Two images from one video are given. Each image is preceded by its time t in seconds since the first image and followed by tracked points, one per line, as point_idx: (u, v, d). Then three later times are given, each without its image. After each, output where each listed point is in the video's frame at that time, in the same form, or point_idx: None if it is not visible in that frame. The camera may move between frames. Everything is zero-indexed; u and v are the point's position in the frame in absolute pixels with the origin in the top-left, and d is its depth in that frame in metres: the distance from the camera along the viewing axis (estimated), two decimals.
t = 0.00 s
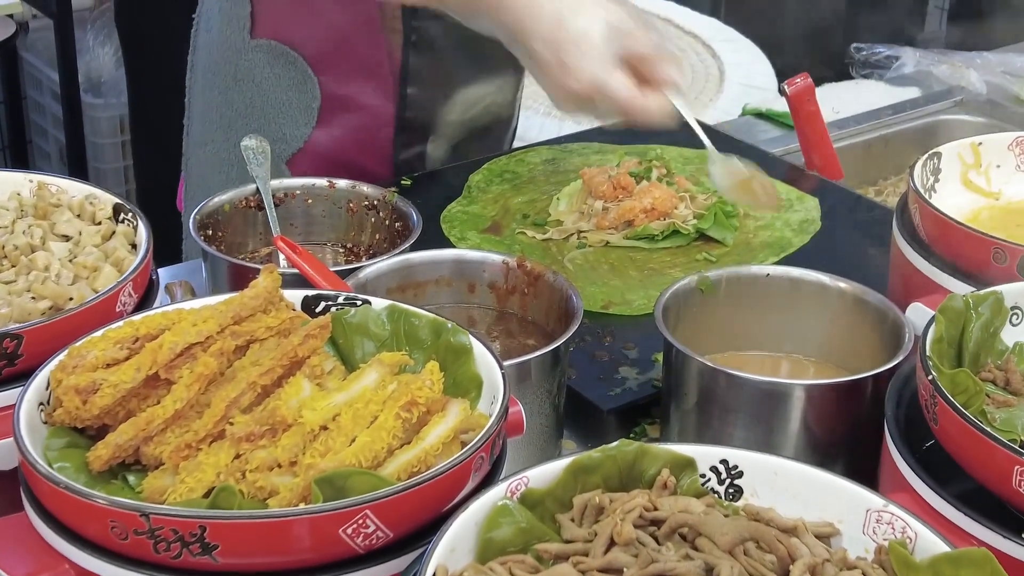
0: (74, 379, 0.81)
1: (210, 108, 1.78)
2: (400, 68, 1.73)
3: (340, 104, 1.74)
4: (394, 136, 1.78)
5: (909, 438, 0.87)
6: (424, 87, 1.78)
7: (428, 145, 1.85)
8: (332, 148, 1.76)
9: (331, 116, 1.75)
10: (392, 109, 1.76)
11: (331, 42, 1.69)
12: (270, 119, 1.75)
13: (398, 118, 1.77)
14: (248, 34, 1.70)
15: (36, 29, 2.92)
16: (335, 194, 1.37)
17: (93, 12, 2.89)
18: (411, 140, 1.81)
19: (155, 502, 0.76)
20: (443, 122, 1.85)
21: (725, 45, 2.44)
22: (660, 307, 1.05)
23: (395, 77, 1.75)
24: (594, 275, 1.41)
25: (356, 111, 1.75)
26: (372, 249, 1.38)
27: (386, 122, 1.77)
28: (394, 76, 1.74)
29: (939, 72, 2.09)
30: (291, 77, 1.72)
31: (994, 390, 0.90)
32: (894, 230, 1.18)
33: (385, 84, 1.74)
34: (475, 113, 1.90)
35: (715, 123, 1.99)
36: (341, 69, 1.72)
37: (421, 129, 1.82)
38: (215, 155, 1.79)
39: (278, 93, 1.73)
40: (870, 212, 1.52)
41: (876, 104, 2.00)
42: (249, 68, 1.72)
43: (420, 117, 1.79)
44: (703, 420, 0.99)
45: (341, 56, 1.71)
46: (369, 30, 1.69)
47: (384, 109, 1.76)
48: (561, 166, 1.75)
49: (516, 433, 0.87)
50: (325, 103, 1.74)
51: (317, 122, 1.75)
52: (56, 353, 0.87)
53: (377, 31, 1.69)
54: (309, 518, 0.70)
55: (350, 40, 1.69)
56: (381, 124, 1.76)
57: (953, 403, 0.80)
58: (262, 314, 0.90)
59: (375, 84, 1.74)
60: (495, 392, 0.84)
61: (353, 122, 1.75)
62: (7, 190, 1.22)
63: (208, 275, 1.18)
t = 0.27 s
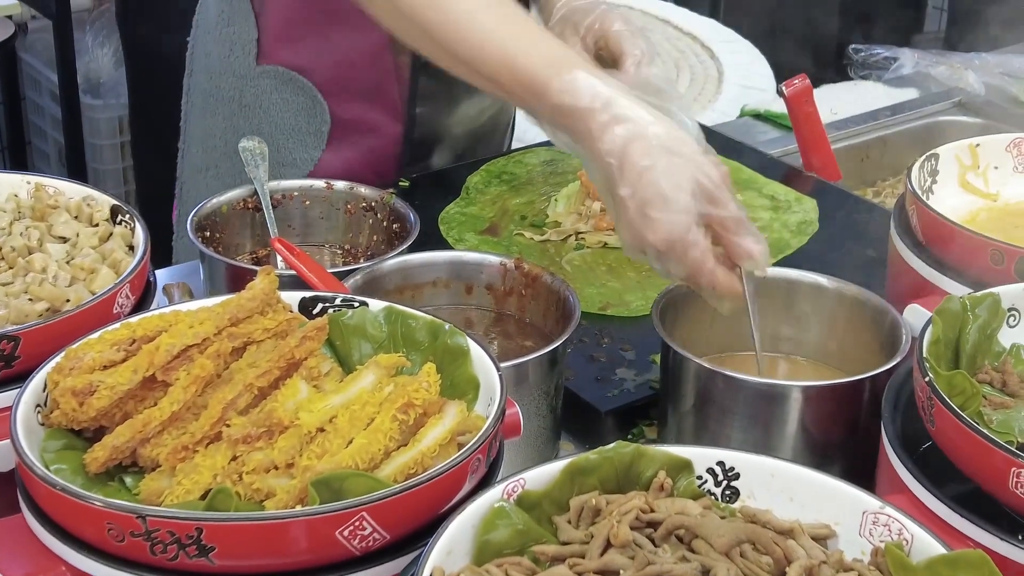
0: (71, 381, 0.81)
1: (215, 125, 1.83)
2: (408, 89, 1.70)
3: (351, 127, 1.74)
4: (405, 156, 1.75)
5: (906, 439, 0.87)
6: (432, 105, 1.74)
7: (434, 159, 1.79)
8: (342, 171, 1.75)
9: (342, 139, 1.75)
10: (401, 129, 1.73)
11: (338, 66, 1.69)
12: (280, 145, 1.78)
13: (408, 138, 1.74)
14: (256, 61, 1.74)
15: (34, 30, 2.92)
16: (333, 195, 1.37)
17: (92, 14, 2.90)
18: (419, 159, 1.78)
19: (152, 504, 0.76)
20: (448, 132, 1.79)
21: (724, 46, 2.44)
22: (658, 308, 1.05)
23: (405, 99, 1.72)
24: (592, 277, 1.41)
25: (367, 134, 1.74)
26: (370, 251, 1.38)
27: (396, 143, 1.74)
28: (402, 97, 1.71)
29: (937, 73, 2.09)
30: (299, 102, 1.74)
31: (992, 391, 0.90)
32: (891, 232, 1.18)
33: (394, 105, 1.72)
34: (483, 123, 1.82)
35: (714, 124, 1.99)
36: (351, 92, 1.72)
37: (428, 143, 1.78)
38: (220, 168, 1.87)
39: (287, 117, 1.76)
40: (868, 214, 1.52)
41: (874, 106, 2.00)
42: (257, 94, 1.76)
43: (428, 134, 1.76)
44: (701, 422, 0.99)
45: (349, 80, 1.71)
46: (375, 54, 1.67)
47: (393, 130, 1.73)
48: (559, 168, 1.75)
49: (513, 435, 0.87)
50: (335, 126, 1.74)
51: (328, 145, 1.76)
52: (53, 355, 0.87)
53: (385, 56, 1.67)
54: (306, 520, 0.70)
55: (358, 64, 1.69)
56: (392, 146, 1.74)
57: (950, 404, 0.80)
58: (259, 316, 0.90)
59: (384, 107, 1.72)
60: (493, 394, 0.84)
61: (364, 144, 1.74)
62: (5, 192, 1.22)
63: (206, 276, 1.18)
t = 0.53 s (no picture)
0: (69, 381, 0.81)
1: (212, 128, 1.83)
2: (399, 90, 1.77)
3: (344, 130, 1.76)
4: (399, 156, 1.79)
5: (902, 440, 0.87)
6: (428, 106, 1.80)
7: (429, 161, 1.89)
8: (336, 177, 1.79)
9: (333, 143, 1.77)
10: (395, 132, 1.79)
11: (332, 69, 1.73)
12: (274, 146, 1.78)
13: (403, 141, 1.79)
14: (247, 62, 1.75)
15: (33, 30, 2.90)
16: (331, 196, 1.37)
17: (91, 15, 2.85)
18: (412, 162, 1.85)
19: (150, 505, 0.76)
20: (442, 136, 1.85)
21: (722, 47, 2.44)
22: (656, 309, 1.05)
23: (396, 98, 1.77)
24: (590, 277, 1.42)
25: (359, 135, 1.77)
26: (368, 252, 1.38)
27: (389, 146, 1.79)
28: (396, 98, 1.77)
29: (935, 74, 2.09)
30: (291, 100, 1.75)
31: (988, 392, 0.91)
32: (888, 233, 1.18)
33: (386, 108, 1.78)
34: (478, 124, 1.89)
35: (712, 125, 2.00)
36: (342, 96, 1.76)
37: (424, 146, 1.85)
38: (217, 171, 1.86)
39: (280, 118, 1.77)
40: (866, 214, 1.52)
41: (872, 106, 2.00)
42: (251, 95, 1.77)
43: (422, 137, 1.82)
44: (698, 422, 0.99)
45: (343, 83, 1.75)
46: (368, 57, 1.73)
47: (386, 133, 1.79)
48: (557, 168, 1.76)
49: (511, 436, 0.87)
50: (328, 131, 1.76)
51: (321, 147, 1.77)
52: (50, 356, 0.88)
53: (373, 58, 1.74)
54: (304, 521, 0.70)
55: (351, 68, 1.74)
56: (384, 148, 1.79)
57: (946, 405, 0.80)
58: (257, 317, 0.90)
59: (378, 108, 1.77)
60: (490, 395, 0.84)
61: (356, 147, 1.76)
62: (4, 194, 1.23)
63: (205, 277, 1.18)
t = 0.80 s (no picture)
0: (67, 380, 0.82)
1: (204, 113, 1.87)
2: (370, 79, 1.77)
3: (313, 112, 1.79)
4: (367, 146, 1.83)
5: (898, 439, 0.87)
6: (402, 99, 1.83)
7: (404, 155, 1.88)
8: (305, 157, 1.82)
9: (303, 123, 1.79)
10: (364, 119, 1.81)
11: (304, 53, 1.73)
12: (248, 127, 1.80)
13: (370, 128, 1.82)
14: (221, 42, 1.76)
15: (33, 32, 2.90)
16: (328, 196, 1.38)
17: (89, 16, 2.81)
18: (386, 151, 1.86)
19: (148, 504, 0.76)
20: (420, 133, 1.88)
21: (721, 48, 2.45)
22: (652, 308, 1.06)
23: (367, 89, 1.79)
24: (587, 277, 1.42)
25: (329, 120, 1.79)
26: (366, 252, 1.38)
27: (358, 132, 1.81)
28: (365, 89, 1.79)
29: (933, 75, 2.10)
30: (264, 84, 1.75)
31: (983, 391, 0.91)
32: (885, 233, 1.19)
33: (355, 95, 1.79)
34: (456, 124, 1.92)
35: (709, 126, 2.00)
36: (314, 80, 1.76)
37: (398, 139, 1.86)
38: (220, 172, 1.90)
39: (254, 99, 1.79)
40: (863, 215, 1.53)
41: (870, 107, 2.01)
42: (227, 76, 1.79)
43: (393, 127, 1.84)
44: (695, 422, 0.99)
45: (314, 68, 1.75)
46: (338, 46, 1.74)
47: (356, 120, 1.80)
48: (555, 169, 1.76)
49: (508, 435, 0.87)
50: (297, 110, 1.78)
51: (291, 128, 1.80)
52: (48, 356, 0.88)
53: (344, 45, 1.74)
54: (301, 519, 0.71)
55: (322, 54, 1.74)
56: (352, 133, 1.81)
57: (941, 403, 0.81)
58: (255, 316, 0.91)
59: (347, 95, 1.79)
60: (486, 394, 0.85)
61: (325, 130, 1.80)
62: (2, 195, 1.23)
63: (203, 277, 1.18)
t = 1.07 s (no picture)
0: (66, 381, 0.82)
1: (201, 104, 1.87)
2: (365, 71, 1.82)
3: (309, 105, 1.80)
4: (362, 137, 1.87)
5: (895, 439, 0.87)
6: (397, 92, 1.85)
7: (402, 147, 1.91)
8: (306, 150, 1.83)
9: (300, 115, 1.80)
10: (359, 111, 1.85)
11: (303, 46, 1.75)
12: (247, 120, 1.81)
13: (366, 119, 1.86)
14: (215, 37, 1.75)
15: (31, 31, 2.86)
16: (328, 197, 1.38)
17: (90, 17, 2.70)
18: (382, 143, 1.89)
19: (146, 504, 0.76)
20: (419, 125, 1.90)
21: (719, 49, 2.45)
22: (650, 309, 1.06)
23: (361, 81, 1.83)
24: (585, 278, 1.42)
25: (324, 112, 1.82)
26: (365, 253, 1.39)
27: (353, 123, 1.85)
28: (359, 80, 1.83)
29: (930, 75, 2.10)
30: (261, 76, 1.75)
31: (981, 391, 0.91)
32: (882, 233, 1.19)
33: (350, 86, 1.83)
34: (455, 117, 1.94)
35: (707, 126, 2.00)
36: (311, 73, 1.78)
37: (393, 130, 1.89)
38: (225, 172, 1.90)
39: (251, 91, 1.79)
40: (861, 215, 1.53)
41: (868, 107, 2.01)
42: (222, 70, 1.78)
43: (390, 119, 1.87)
44: (693, 422, 0.99)
45: (311, 60, 1.77)
46: (334, 38, 1.77)
47: (351, 111, 1.84)
48: (553, 169, 1.76)
49: (506, 435, 0.87)
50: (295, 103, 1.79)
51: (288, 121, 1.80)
52: (47, 356, 0.88)
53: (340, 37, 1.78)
54: (299, 519, 0.71)
55: (320, 47, 1.76)
56: (349, 124, 1.85)
57: (939, 403, 0.81)
58: (253, 317, 0.91)
59: (342, 86, 1.82)
60: (484, 394, 0.85)
61: (321, 122, 1.82)
62: None
63: (202, 278, 1.19)
